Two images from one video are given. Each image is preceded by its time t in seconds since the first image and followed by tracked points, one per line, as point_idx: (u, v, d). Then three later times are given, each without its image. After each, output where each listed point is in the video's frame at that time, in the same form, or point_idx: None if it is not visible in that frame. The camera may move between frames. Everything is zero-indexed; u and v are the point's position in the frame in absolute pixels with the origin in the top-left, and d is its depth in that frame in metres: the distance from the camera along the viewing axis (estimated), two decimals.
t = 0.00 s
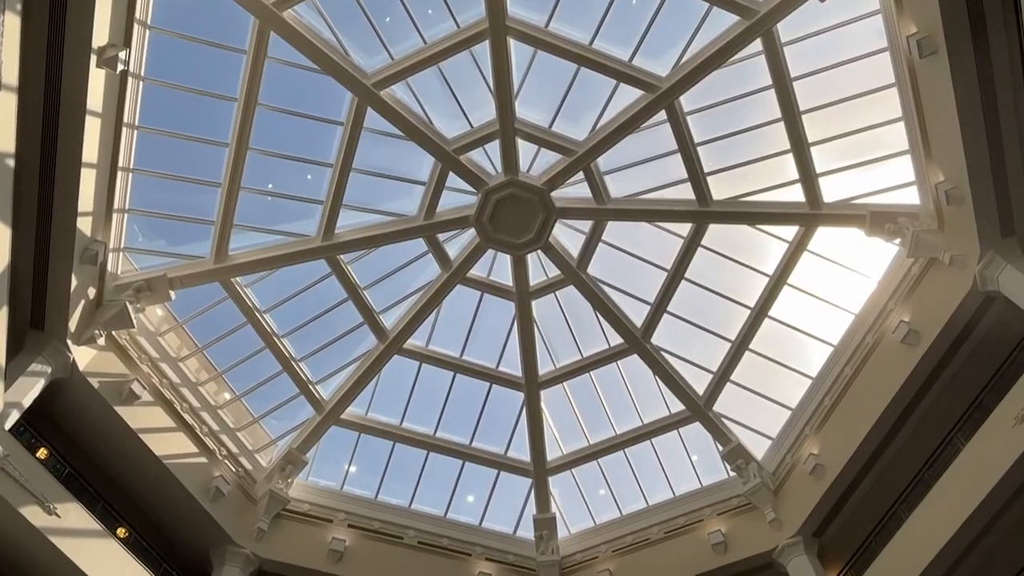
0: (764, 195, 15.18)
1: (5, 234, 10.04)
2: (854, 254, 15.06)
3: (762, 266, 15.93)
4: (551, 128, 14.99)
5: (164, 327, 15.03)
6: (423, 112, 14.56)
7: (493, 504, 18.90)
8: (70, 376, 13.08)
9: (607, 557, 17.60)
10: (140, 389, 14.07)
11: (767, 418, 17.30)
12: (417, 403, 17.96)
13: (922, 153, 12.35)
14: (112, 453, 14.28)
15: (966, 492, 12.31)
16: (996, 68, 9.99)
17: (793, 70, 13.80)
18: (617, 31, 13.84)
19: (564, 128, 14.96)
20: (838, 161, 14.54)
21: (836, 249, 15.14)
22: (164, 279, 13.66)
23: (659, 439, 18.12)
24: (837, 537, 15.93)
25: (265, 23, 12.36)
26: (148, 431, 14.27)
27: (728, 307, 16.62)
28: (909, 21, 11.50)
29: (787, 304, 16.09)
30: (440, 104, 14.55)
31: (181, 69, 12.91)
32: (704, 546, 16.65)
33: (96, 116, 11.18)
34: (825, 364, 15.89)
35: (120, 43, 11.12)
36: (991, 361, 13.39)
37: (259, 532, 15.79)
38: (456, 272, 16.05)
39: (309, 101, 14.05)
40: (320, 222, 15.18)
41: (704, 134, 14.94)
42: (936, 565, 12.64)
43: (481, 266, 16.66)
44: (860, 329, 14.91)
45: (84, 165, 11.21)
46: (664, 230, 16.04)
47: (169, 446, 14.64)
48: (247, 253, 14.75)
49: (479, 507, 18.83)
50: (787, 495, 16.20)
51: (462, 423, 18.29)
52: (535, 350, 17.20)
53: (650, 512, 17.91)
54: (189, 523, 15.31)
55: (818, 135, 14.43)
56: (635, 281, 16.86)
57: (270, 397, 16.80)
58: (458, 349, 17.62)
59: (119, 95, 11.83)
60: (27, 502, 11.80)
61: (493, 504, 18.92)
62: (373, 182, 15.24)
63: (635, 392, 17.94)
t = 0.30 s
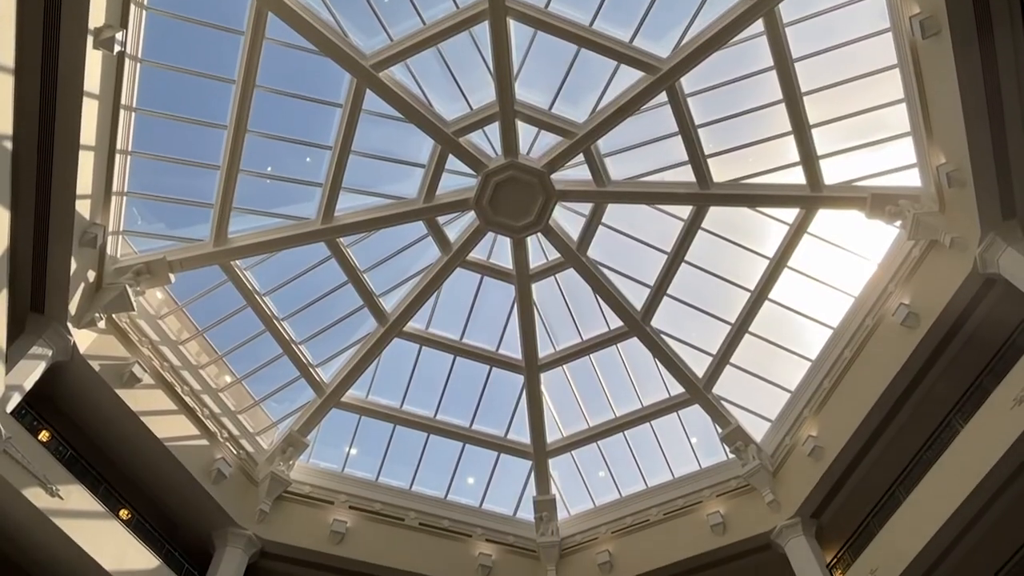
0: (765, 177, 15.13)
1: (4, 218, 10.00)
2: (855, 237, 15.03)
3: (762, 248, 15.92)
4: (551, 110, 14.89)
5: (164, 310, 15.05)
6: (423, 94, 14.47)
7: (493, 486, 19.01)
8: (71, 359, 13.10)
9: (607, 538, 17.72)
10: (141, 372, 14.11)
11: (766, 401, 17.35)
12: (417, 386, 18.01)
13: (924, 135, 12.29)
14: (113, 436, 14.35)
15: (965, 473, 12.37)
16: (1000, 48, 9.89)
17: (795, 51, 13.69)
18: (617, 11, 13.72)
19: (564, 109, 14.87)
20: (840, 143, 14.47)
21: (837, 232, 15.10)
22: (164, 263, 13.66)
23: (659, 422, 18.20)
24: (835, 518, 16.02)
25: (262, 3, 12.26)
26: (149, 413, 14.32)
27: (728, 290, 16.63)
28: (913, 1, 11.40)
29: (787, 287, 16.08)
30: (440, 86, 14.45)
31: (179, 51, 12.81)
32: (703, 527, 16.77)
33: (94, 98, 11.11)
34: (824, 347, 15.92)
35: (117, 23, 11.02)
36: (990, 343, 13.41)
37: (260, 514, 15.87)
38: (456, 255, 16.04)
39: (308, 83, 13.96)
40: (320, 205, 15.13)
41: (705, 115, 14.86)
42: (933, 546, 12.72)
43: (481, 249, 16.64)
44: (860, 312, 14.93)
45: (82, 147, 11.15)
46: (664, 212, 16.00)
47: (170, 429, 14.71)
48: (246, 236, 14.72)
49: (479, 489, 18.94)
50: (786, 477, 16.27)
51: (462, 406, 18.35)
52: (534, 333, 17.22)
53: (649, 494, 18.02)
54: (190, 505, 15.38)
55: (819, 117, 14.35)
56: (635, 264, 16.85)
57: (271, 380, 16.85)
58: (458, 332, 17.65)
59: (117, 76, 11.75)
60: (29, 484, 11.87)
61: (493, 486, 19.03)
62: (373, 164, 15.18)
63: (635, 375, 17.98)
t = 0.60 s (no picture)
0: (766, 156, 15.07)
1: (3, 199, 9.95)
2: (856, 216, 14.99)
3: (763, 228, 15.89)
4: (551, 89, 14.79)
5: (164, 291, 15.07)
6: (422, 73, 14.36)
7: (494, 466, 19.13)
8: (72, 339, 13.12)
9: (606, 516, 17.85)
10: (142, 352, 14.14)
11: (766, 380, 17.41)
12: (418, 366, 18.07)
13: (927, 114, 12.21)
14: (115, 416, 14.42)
15: (963, 451, 12.43)
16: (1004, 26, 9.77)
17: (797, 29, 13.58)
18: None
19: (565, 88, 14.77)
20: (842, 122, 14.38)
21: (838, 211, 15.07)
22: (164, 243, 13.66)
23: (658, 401, 18.28)
24: (833, 497, 16.11)
25: None
26: (151, 393, 14.37)
27: (729, 270, 16.63)
28: None
29: (788, 267, 16.07)
30: (440, 65, 14.34)
31: (175, 29, 12.70)
32: (702, 505, 16.89)
33: (91, 77, 11.02)
34: (824, 327, 15.96)
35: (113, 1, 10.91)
36: (991, 323, 13.42)
37: (263, 493, 16.00)
38: (456, 235, 16.02)
39: (306, 62, 13.86)
40: (320, 185, 15.08)
41: (706, 95, 14.77)
42: (931, 523, 12.81)
43: (481, 229, 16.62)
44: (860, 292, 14.95)
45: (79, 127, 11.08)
46: (665, 192, 15.95)
47: (171, 408, 14.76)
48: (245, 216, 14.69)
49: (480, 469, 19.06)
50: (785, 457, 16.35)
51: (462, 386, 18.42)
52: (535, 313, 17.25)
53: (649, 473, 18.13)
54: (192, 485, 15.47)
55: (821, 96, 14.26)
56: (635, 244, 16.82)
57: (272, 360, 16.90)
58: (458, 313, 17.67)
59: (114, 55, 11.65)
60: (32, 464, 11.93)
61: (493, 466, 19.14)
62: (372, 144, 15.11)
63: (635, 355, 18.03)
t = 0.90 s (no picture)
0: (768, 133, 14.99)
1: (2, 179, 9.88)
2: (858, 193, 14.93)
3: (764, 206, 15.84)
4: (552, 65, 14.66)
5: (165, 270, 15.08)
6: (421, 49, 14.20)
7: (494, 443, 19.24)
8: (73, 318, 13.17)
9: (606, 492, 17.98)
10: (143, 331, 14.18)
11: (765, 358, 17.46)
12: (419, 344, 18.11)
13: (930, 90, 12.12)
14: (116, 394, 14.46)
15: (962, 428, 12.50)
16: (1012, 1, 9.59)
17: (801, 4, 13.43)
18: None
19: (565, 65, 14.64)
20: (845, 98, 14.28)
21: (840, 188, 15.01)
22: (163, 222, 13.65)
23: (659, 378, 18.35)
24: (831, 473, 16.19)
25: None
26: (152, 372, 14.42)
27: (729, 247, 16.61)
28: None
29: (788, 244, 16.06)
30: (439, 41, 14.21)
31: (172, 4, 12.58)
32: (702, 481, 17.03)
33: (87, 54, 10.90)
34: (824, 305, 15.97)
35: None
36: (992, 300, 13.38)
37: (265, 470, 16.12)
38: (456, 213, 15.99)
39: (304, 38, 13.73)
40: (319, 162, 15.00)
41: (708, 71, 14.66)
42: (928, 499, 12.92)
43: (481, 207, 16.58)
44: (860, 269, 14.94)
45: (77, 104, 10.99)
46: (666, 169, 15.90)
47: (173, 387, 14.82)
48: (245, 194, 14.64)
49: (481, 446, 19.18)
50: (784, 434, 16.44)
51: (463, 364, 18.47)
52: (535, 291, 17.25)
53: (648, 450, 18.25)
54: (195, 463, 15.56)
55: (824, 72, 14.14)
56: (636, 222, 16.79)
57: (272, 338, 16.94)
58: (458, 291, 17.68)
59: (111, 31, 11.54)
60: (36, 441, 12.00)
61: (494, 443, 19.26)
62: (372, 121, 15.02)
63: (635, 333, 18.07)
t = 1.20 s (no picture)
0: (770, 108, 14.88)
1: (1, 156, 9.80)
2: (860, 169, 14.86)
3: (766, 181, 15.78)
4: (553, 39, 14.51)
5: (165, 247, 15.08)
6: (421, 23, 14.08)
7: (495, 418, 19.37)
8: (75, 295, 13.20)
9: (607, 467, 18.09)
10: (145, 308, 14.20)
11: (766, 333, 17.50)
12: (420, 320, 18.15)
13: (935, 64, 11.98)
14: (119, 370, 14.49)
15: (962, 402, 12.55)
16: None
17: None
18: None
19: (566, 38, 14.50)
20: (848, 72, 14.14)
21: (842, 163, 14.94)
22: (163, 198, 13.61)
23: (659, 354, 18.41)
24: (830, 448, 16.27)
25: None
26: (155, 348, 14.47)
27: (731, 223, 16.57)
28: None
29: (790, 219, 16.02)
30: (439, 14, 14.07)
31: None
32: (702, 456, 17.15)
33: (83, 28, 10.77)
34: (825, 281, 15.96)
35: None
36: (993, 274, 13.34)
37: (268, 445, 16.23)
38: (457, 189, 15.93)
39: (302, 12, 13.58)
40: (319, 138, 14.92)
41: (710, 44, 14.52)
42: (926, 473, 13.01)
43: (481, 182, 16.52)
44: (862, 245, 14.91)
45: (75, 79, 10.88)
46: (667, 144, 15.82)
47: (176, 363, 14.89)
48: (244, 170, 14.59)
49: (482, 421, 19.30)
50: (784, 408, 16.53)
51: (464, 340, 18.52)
52: (535, 267, 17.25)
53: (649, 425, 18.36)
54: (199, 439, 15.64)
55: (828, 45, 14.00)
56: (637, 197, 16.74)
57: (274, 315, 16.99)
58: (459, 268, 17.67)
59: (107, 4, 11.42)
60: (40, 417, 12.08)
61: (495, 418, 19.38)
62: (371, 96, 14.91)
63: (636, 309, 18.09)
